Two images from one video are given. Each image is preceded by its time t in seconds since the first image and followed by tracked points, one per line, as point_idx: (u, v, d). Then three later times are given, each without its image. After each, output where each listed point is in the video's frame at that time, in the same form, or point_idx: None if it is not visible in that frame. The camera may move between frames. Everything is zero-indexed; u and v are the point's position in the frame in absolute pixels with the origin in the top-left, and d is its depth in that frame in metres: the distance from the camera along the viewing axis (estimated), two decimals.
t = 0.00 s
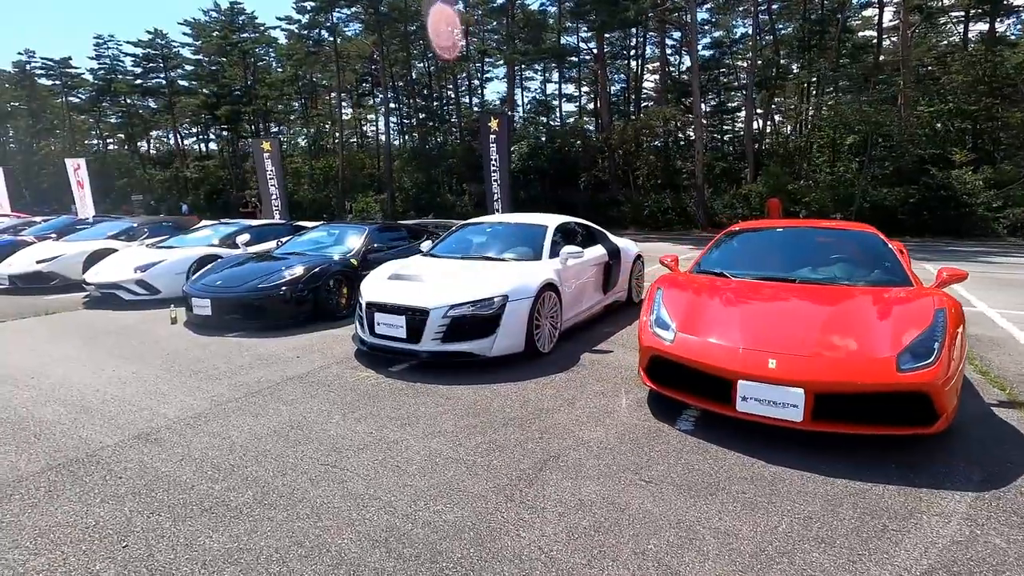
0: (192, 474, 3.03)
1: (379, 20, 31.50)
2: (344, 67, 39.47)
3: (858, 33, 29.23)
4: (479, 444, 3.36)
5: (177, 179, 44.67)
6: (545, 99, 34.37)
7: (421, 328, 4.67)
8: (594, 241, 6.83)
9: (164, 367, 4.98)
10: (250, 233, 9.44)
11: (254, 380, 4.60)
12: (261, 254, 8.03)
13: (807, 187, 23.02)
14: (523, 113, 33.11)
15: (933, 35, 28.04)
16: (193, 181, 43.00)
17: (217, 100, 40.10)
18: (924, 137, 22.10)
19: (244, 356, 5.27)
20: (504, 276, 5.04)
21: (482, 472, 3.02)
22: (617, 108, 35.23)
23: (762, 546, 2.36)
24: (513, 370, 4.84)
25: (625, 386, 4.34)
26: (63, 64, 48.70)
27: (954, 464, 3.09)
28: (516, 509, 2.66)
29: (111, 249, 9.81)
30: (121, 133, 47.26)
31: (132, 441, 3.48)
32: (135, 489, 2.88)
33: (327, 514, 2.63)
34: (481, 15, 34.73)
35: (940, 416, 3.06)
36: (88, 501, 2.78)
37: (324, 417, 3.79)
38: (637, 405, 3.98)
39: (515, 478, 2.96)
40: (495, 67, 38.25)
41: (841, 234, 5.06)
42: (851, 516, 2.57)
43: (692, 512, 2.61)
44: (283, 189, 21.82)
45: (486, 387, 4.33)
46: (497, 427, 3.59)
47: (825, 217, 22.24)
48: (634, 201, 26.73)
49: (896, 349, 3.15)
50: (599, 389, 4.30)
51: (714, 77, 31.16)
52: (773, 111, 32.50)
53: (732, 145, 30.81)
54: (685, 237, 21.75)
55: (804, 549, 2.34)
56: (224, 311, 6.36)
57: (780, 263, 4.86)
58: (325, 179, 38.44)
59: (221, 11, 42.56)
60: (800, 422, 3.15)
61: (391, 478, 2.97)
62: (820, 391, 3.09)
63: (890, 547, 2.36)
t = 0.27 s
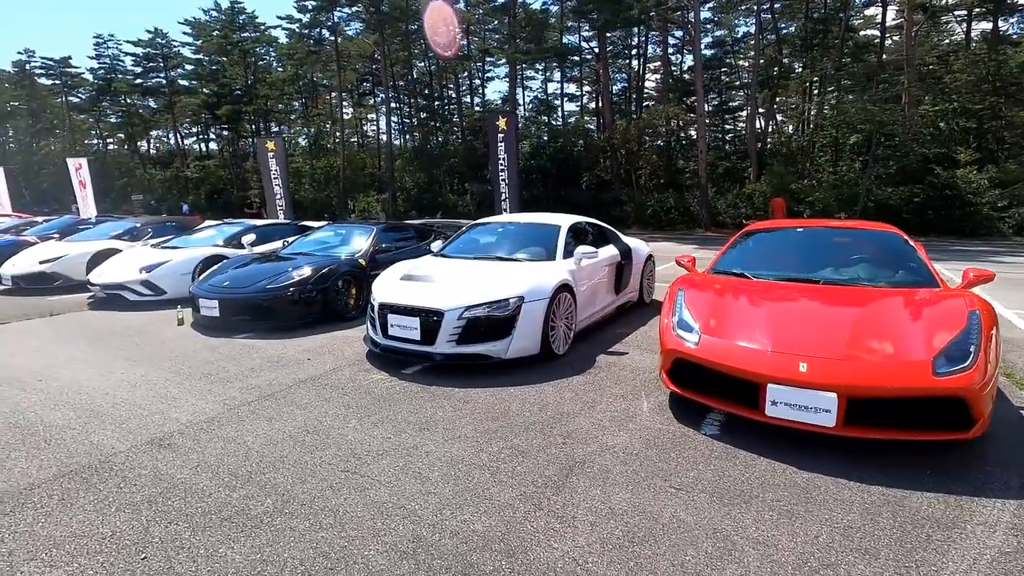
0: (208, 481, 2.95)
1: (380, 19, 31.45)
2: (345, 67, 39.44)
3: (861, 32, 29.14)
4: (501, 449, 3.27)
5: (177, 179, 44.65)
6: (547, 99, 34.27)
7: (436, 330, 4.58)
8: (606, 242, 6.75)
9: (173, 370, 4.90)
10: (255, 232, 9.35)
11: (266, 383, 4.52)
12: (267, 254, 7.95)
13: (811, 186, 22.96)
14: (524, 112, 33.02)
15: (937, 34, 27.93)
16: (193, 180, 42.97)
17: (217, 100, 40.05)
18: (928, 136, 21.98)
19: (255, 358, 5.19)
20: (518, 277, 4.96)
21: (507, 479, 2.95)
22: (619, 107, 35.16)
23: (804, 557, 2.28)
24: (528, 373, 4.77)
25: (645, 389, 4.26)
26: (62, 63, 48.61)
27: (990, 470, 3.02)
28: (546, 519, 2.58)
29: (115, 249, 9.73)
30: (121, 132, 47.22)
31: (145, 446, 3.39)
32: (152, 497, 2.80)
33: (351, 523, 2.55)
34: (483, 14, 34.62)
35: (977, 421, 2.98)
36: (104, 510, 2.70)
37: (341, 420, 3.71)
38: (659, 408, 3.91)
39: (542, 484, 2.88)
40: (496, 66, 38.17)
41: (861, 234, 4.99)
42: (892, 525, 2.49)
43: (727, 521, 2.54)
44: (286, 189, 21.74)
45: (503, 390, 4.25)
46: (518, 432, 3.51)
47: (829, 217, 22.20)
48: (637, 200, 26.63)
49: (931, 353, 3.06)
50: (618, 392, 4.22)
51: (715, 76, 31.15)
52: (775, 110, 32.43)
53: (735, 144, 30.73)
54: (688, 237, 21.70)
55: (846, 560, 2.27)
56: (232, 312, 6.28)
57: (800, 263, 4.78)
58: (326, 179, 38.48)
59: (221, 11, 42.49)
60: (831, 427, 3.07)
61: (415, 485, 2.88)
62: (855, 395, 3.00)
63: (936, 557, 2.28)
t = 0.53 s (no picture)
0: (222, 484, 2.89)
1: (381, 17, 31.43)
2: (346, 66, 39.43)
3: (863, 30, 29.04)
4: (520, 451, 3.22)
5: (178, 178, 44.62)
6: (548, 98, 34.20)
7: (449, 329, 4.52)
8: (616, 241, 6.69)
9: (181, 370, 4.83)
10: (260, 231, 9.29)
11: (276, 384, 4.45)
12: (273, 253, 7.88)
13: (814, 186, 22.92)
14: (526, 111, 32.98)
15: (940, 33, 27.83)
16: (193, 180, 42.96)
17: (218, 99, 40.04)
18: (932, 134, 21.89)
19: (263, 359, 5.14)
20: (531, 276, 4.90)
21: (529, 482, 2.88)
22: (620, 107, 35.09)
23: (840, 564, 2.22)
24: (541, 373, 4.71)
25: (661, 391, 4.20)
26: (63, 63, 48.60)
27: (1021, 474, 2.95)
28: (572, 525, 2.52)
29: (119, 248, 9.67)
30: (121, 132, 47.18)
31: (157, 448, 3.33)
32: (167, 501, 2.74)
33: (371, 529, 2.49)
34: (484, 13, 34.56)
35: (1007, 423, 2.92)
36: (119, 514, 2.64)
37: (354, 422, 3.65)
38: (677, 409, 3.85)
39: (564, 488, 2.82)
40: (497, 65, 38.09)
41: (878, 232, 4.94)
42: (927, 530, 2.44)
43: (758, 526, 2.48)
44: (288, 189, 21.70)
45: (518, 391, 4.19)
46: (537, 434, 3.45)
47: (832, 216, 22.15)
48: (639, 200, 26.59)
49: (960, 354, 3.00)
50: (634, 393, 4.16)
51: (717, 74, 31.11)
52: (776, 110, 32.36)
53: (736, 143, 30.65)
54: (691, 236, 21.65)
55: (884, 567, 2.21)
56: (239, 311, 6.21)
57: (819, 262, 4.72)
58: (327, 178, 38.45)
59: (221, 10, 42.48)
60: (858, 429, 3.01)
61: (434, 488, 2.82)
62: (884, 397, 2.93)
63: (976, 563, 2.22)
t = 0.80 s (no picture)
0: (239, 490, 2.83)
1: (383, 16, 31.40)
2: (347, 65, 39.39)
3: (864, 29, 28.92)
4: (541, 455, 3.15)
5: (178, 178, 44.57)
6: (550, 96, 34.10)
7: (463, 330, 4.46)
8: (627, 240, 6.62)
9: (191, 371, 4.76)
10: (265, 230, 9.22)
11: (288, 386, 4.39)
12: (279, 253, 7.81)
13: (817, 185, 22.88)
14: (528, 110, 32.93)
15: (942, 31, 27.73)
16: (194, 179, 42.90)
17: (219, 97, 40.01)
18: (936, 133, 21.80)
19: (273, 360, 5.07)
20: (545, 276, 4.84)
21: (554, 488, 2.82)
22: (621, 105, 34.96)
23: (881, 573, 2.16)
24: (556, 375, 4.64)
25: (679, 393, 4.14)
26: (63, 61, 48.54)
27: None
28: (601, 532, 2.45)
29: (123, 248, 9.60)
30: (121, 131, 47.08)
31: (171, 452, 3.27)
32: (184, 508, 2.68)
33: (396, 537, 2.42)
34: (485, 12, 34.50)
35: None
36: (135, 521, 2.57)
37: (370, 425, 3.59)
38: (698, 412, 3.78)
39: (590, 494, 2.76)
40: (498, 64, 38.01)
41: (902, 232, 4.86)
42: (965, 537, 2.38)
43: (793, 534, 2.42)
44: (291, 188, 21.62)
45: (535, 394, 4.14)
46: (558, 437, 3.39)
47: (836, 215, 22.11)
48: (642, 199, 26.53)
49: (995, 356, 2.94)
50: (652, 396, 4.10)
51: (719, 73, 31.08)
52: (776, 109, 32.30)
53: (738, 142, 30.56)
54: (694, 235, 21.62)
55: None
56: (247, 312, 6.15)
57: (838, 262, 4.66)
58: (328, 177, 38.40)
59: (222, 8, 42.43)
60: (889, 433, 2.95)
61: (458, 495, 2.76)
62: (916, 400, 2.88)
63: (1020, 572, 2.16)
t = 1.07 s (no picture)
0: (259, 499, 2.76)
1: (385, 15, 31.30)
2: (348, 64, 39.31)
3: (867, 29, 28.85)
4: (566, 463, 3.08)
5: (178, 177, 44.47)
6: (552, 96, 34.01)
7: (479, 333, 4.39)
8: (639, 241, 6.55)
9: (201, 375, 4.68)
10: (271, 230, 9.14)
11: (301, 390, 4.32)
12: (286, 254, 7.74)
13: (821, 185, 22.80)
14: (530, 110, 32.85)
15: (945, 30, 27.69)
16: (195, 178, 42.84)
17: (220, 97, 39.93)
18: (941, 133, 21.65)
19: (285, 363, 5.00)
20: (561, 278, 4.77)
21: (581, 497, 2.75)
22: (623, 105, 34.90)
23: None
24: (573, 378, 4.58)
25: (699, 397, 4.07)
26: (63, 60, 48.42)
27: None
28: (635, 544, 2.38)
29: (127, 248, 9.54)
30: (121, 130, 46.98)
31: (187, 458, 3.20)
32: (204, 517, 2.61)
33: (424, 549, 2.36)
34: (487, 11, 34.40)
35: None
36: (154, 533, 2.50)
37: (388, 431, 3.52)
38: (721, 417, 3.71)
39: (620, 503, 2.69)
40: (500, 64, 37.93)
41: (925, 233, 4.78)
42: (1011, 550, 2.31)
43: (833, 546, 2.35)
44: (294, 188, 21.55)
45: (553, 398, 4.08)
46: (582, 444, 3.31)
47: (840, 215, 22.04)
48: (645, 199, 26.45)
49: None
50: (672, 400, 4.03)
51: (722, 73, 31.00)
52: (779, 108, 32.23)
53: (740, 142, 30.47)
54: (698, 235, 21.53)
55: None
56: (256, 313, 6.08)
57: (858, 262, 4.59)
58: (330, 177, 38.33)
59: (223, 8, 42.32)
60: (924, 440, 2.89)
61: (484, 505, 2.68)
62: (952, 407, 2.81)
63: None
